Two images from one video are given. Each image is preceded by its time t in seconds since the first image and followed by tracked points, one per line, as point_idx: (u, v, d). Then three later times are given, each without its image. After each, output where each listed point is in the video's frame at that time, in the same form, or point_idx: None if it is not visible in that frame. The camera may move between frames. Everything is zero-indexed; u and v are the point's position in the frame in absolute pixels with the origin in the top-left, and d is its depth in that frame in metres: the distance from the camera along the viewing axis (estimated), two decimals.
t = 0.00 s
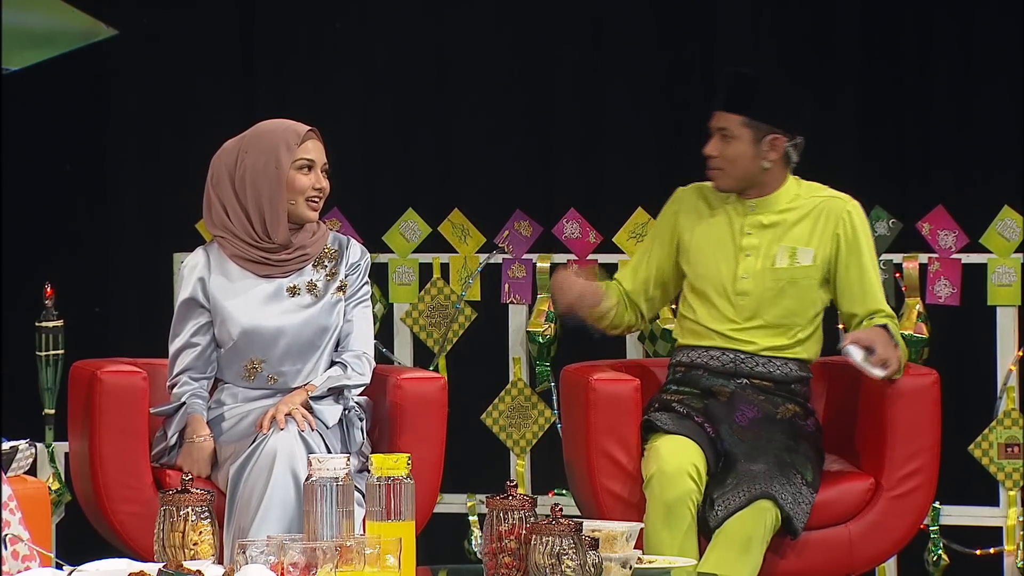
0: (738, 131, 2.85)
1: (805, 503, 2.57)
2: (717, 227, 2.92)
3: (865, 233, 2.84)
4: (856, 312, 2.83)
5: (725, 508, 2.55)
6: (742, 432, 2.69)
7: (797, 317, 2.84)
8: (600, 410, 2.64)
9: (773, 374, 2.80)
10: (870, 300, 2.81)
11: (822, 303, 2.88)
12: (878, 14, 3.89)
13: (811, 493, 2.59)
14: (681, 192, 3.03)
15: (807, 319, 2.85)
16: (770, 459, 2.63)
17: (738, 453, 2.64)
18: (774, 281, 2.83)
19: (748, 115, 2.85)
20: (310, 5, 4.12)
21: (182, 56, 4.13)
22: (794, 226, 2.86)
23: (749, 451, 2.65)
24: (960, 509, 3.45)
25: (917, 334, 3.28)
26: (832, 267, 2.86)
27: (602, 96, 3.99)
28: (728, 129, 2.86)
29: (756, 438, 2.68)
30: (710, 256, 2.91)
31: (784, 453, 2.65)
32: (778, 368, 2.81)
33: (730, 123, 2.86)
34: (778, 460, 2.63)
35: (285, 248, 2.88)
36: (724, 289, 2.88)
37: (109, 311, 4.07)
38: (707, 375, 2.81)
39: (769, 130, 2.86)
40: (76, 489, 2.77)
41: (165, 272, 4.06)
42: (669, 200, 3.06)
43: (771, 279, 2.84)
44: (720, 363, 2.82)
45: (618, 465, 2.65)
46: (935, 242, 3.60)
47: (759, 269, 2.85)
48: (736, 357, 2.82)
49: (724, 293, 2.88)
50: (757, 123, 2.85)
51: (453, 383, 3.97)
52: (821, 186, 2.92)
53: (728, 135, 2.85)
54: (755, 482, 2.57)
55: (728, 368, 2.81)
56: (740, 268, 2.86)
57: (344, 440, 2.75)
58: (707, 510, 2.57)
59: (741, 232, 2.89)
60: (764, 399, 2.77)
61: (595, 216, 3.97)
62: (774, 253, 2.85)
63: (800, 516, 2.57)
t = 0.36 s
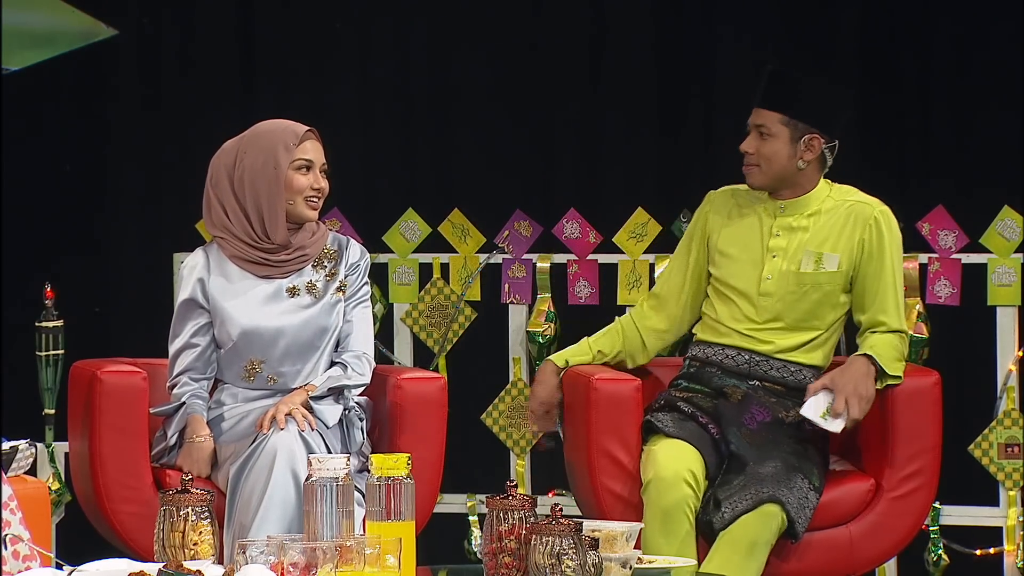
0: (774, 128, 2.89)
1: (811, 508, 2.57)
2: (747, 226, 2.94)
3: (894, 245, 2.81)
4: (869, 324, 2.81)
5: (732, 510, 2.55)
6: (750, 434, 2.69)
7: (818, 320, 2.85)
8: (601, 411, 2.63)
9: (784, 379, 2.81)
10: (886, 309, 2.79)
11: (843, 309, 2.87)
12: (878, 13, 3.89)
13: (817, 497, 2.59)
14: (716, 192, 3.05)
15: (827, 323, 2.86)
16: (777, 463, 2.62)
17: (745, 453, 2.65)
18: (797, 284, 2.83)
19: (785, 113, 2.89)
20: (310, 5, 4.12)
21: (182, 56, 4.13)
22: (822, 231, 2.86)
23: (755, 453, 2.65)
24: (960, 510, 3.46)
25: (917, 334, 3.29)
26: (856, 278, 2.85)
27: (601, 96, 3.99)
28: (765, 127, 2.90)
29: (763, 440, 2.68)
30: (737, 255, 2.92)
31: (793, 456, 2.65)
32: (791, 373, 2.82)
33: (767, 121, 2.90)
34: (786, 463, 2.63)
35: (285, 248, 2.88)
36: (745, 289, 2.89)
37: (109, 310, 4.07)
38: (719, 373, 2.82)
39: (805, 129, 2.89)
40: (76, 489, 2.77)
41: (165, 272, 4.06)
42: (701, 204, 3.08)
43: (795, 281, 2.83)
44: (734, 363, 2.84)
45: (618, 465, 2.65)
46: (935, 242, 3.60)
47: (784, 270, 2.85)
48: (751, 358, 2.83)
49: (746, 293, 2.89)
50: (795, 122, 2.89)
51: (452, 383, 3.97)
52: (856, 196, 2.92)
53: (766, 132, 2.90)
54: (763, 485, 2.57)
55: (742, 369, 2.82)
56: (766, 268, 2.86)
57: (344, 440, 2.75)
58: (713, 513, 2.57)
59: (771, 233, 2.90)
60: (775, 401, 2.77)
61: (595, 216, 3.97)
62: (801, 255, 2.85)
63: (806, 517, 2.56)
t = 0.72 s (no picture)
0: (776, 132, 2.88)
1: (812, 505, 2.57)
2: (748, 229, 2.93)
3: (895, 248, 2.82)
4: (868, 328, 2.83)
5: (733, 507, 2.55)
6: (751, 432, 2.69)
7: (818, 322, 2.86)
8: (600, 411, 2.64)
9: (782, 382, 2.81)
10: (887, 315, 2.80)
11: (842, 311, 2.88)
12: (878, 13, 3.89)
13: (818, 494, 2.59)
14: (713, 193, 3.04)
15: (827, 325, 2.87)
16: (778, 460, 2.63)
17: (747, 451, 2.65)
18: (799, 289, 2.83)
19: (786, 118, 2.89)
20: (310, 5, 4.12)
21: (182, 56, 4.13)
22: (823, 235, 2.86)
23: (755, 450, 2.65)
24: (960, 510, 3.45)
25: (917, 334, 3.29)
26: (857, 281, 2.85)
27: (601, 96, 3.99)
28: (766, 131, 2.89)
29: (762, 437, 2.69)
30: (738, 258, 2.91)
31: (792, 454, 2.64)
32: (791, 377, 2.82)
33: (768, 125, 2.89)
34: (787, 460, 2.63)
35: (283, 249, 2.88)
36: (746, 292, 2.89)
37: (110, 310, 4.07)
38: (718, 374, 2.83)
39: (807, 133, 2.89)
40: (76, 489, 2.77)
41: (165, 272, 4.07)
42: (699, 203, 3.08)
43: (798, 286, 2.83)
44: (733, 364, 2.84)
45: (618, 466, 2.65)
46: (935, 242, 3.60)
47: (787, 275, 2.84)
48: (751, 360, 2.84)
49: (747, 297, 2.88)
50: (796, 126, 2.89)
51: (453, 383, 3.97)
52: (855, 196, 2.92)
53: (768, 135, 2.89)
54: (765, 481, 2.58)
55: (742, 370, 2.83)
56: (769, 273, 2.86)
57: (344, 441, 2.75)
58: (715, 512, 2.57)
59: (774, 237, 2.89)
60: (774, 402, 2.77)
61: (595, 216, 3.97)
62: (804, 260, 2.85)
63: (808, 515, 2.57)
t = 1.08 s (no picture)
0: (782, 135, 2.88)
1: (808, 506, 2.56)
2: (753, 228, 2.93)
3: (899, 250, 2.82)
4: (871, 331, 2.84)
5: (728, 508, 2.55)
6: (750, 432, 2.69)
7: (822, 322, 2.86)
8: (601, 411, 2.64)
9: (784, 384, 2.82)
10: (890, 316, 2.81)
11: (846, 311, 2.88)
12: (878, 13, 3.88)
13: (815, 494, 2.59)
14: (718, 193, 3.04)
15: (830, 325, 2.87)
16: (773, 459, 2.63)
17: (743, 453, 2.65)
18: (803, 289, 2.83)
19: (791, 120, 2.89)
20: (310, 5, 4.12)
21: (182, 56, 4.13)
22: (827, 235, 2.86)
23: (752, 451, 2.65)
24: (961, 509, 3.45)
25: (917, 334, 3.29)
26: (861, 281, 2.85)
27: (601, 96, 3.99)
28: (772, 133, 2.89)
29: (759, 437, 2.69)
30: (743, 258, 2.91)
31: (789, 453, 2.64)
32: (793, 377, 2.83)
33: (774, 128, 2.89)
34: (783, 460, 2.62)
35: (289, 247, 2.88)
36: (749, 291, 2.88)
37: (110, 310, 4.07)
38: (719, 375, 2.83)
39: (813, 135, 2.89)
40: (76, 489, 2.77)
41: (165, 272, 4.06)
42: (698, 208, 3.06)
43: (802, 286, 2.83)
44: (735, 364, 2.85)
45: (618, 465, 2.65)
46: (935, 242, 3.59)
47: (791, 275, 2.84)
48: (753, 360, 2.85)
49: (751, 296, 2.88)
50: (800, 128, 2.89)
51: (453, 383, 3.97)
52: (860, 197, 2.92)
53: (773, 138, 2.89)
54: (760, 482, 2.58)
55: (743, 371, 2.84)
56: (772, 272, 2.86)
57: (347, 438, 2.75)
58: (711, 512, 2.57)
59: (779, 237, 2.89)
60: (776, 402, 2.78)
61: (595, 216, 3.97)
62: (808, 260, 2.84)
63: (805, 516, 2.56)
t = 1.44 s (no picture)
0: (787, 135, 2.87)
1: (808, 505, 2.57)
2: (753, 226, 2.93)
3: (900, 250, 2.82)
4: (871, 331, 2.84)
5: (728, 508, 2.55)
6: (750, 432, 2.69)
7: (821, 321, 2.86)
8: (601, 410, 2.64)
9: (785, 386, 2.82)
10: (891, 317, 2.81)
11: (845, 311, 2.88)
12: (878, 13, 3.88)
13: (815, 494, 2.59)
14: (718, 190, 3.04)
15: (830, 324, 2.87)
16: (773, 459, 2.63)
17: (743, 453, 2.65)
18: (803, 288, 2.83)
19: (796, 119, 2.89)
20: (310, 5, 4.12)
21: (183, 56, 4.13)
22: (828, 235, 2.86)
23: (751, 451, 2.65)
24: (961, 509, 3.45)
25: (917, 334, 3.29)
26: (862, 281, 2.85)
27: (602, 96, 3.99)
28: (777, 133, 2.88)
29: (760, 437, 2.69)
30: (743, 257, 2.91)
31: (790, 453, 2.64)
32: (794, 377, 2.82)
33: (779, 127, 2.88)
34: (783, 460, 2.63)
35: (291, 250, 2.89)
36: (749, 289, 2.89)
37: (110, 310, 4.07)
38: (719, 375, 2.84)
39: (818, 135, 2.89)
40: (76, 489, 2.77)
41: (165, 272, 4.06)
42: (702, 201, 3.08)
43: (802, 284, 2.83)
44: (735, 365, 2.84)
45: (618, 465, 2.65)
46: (935, 242, 3.58)
47: (791, 273, 2.84)
48: (754, 361, 2.84)
49: (751, 294, 2.88)
50: (805, 127, 2.89)
51: (453, 383, 3.97)
52: (861, 197, 2.92)
53: (779, 137, 2.88)
54: (760, 482, 2.58)
55: (742, 371, 2.83)
56: (772, 270, 2.86)
57: (347, 439, 2.75)
58: (711, 512, 2.57)
59: (779, 236, 2.89)
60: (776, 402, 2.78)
61: (595, 216, 3.97)
62: (808, 259, 2.85)
63: (805, 516, 2.56)
